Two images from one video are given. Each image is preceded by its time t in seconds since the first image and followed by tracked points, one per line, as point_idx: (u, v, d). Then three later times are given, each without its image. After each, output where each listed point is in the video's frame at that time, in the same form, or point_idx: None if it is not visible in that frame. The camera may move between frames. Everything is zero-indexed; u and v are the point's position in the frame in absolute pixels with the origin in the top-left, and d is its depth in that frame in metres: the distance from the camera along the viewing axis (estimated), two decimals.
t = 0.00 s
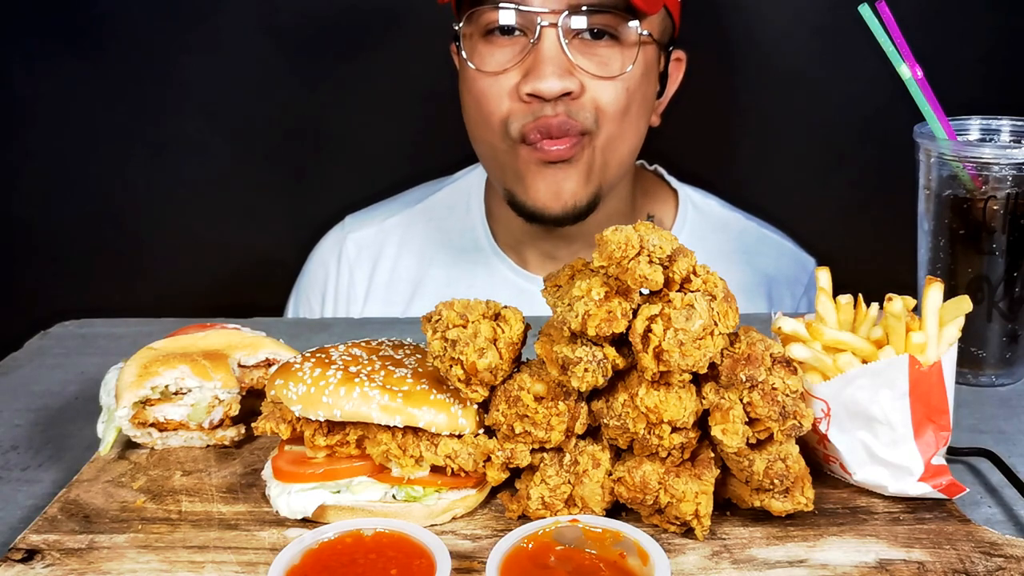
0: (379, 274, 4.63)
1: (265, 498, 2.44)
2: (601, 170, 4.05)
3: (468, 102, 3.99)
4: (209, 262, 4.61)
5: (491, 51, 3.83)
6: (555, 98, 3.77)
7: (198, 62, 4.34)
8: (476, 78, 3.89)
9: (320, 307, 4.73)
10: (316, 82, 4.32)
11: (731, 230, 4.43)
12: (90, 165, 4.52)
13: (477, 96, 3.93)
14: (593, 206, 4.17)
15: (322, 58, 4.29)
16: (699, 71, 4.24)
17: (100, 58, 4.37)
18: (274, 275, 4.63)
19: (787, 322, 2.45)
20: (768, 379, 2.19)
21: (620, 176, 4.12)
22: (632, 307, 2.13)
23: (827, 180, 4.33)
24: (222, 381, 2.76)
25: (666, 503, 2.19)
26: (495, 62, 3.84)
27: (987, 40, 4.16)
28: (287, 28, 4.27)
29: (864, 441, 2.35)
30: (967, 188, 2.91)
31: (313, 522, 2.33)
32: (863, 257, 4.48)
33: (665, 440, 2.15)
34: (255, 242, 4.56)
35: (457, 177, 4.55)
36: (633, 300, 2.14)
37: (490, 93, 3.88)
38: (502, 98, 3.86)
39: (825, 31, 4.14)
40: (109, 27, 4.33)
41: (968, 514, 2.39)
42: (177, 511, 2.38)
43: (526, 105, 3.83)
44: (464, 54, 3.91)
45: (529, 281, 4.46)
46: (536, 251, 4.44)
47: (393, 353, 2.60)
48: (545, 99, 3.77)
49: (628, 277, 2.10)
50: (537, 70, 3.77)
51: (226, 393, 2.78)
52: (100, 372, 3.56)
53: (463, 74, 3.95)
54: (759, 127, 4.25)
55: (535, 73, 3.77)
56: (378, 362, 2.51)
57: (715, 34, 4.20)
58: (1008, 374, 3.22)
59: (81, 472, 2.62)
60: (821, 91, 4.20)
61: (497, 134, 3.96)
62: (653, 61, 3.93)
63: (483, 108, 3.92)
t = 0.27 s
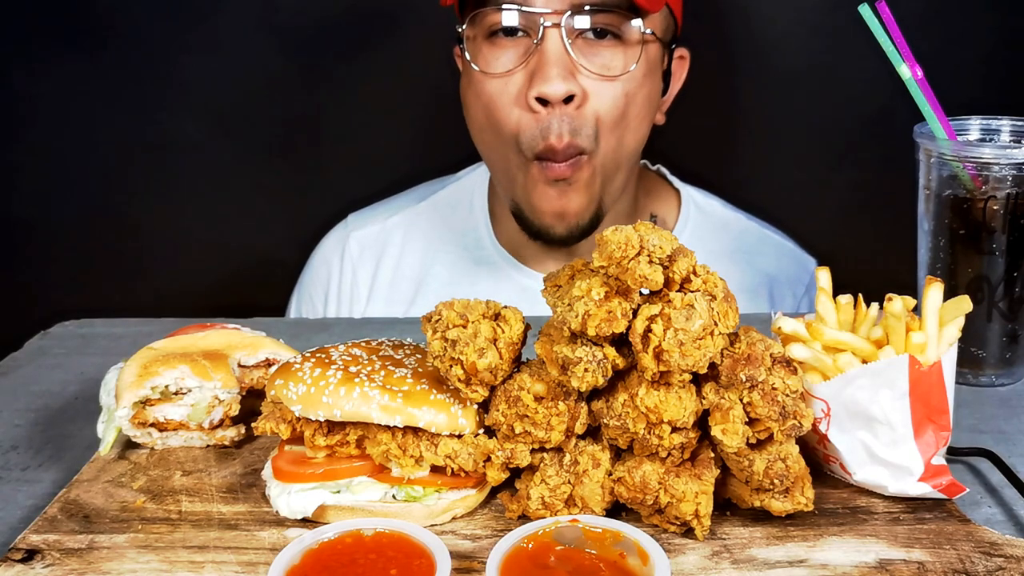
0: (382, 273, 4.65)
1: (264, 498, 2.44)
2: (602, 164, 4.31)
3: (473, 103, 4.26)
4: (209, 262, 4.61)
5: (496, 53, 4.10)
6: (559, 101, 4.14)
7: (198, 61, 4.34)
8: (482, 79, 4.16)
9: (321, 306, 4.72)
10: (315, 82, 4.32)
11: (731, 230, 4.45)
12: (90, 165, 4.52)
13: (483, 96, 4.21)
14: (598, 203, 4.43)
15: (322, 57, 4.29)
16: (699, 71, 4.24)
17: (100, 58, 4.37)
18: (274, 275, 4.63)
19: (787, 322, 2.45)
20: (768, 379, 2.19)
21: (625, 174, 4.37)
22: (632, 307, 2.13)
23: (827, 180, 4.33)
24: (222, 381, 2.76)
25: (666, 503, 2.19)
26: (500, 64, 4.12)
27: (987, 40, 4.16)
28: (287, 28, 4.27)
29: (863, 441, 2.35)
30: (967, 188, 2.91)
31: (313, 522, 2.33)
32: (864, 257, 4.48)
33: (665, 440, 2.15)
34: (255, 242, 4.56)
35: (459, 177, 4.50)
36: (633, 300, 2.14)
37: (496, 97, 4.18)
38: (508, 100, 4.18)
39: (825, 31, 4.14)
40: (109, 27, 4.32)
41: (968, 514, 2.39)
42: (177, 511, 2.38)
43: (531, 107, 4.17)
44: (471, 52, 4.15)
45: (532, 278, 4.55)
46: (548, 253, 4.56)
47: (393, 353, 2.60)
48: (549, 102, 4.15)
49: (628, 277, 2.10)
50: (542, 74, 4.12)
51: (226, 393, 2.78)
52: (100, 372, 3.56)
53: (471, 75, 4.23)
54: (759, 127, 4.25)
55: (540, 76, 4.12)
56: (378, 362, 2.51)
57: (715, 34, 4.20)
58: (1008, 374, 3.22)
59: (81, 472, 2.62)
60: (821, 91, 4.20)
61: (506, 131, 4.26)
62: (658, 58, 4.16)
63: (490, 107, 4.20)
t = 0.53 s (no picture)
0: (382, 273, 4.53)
1: (265, 498, 2.44)
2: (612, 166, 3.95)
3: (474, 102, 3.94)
4: (209, 262, 4.61)
5: (498, 52, 3.76)
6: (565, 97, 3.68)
7: (197, 62, 4.34)
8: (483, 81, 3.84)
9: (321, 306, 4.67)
10: (315, 82, 4.32)
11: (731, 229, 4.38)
12: (91, 166, 4.52)
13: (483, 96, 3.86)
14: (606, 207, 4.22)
15: (322, 57, 4.29)
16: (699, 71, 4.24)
17: (100, 58, 4.37)
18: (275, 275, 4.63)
19: (787, 322, 2.45)
20: (768, 379, 2.19)
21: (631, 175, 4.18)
22: (632, 307, 2.14)
23: (827, 181, 4.33)
24: (222, 381, 2.76)
25: (666, 503, 2.19)
26: (503, 61, 3.76)
27: (986, 40, 4.16)
28: (287, 28, 4.27)
29: (864, 441, 2.34)
30: (967, 188, 2.91)
31: (313, 522, 2.32)
32: (863, 257, 4.48)
33: (665, 440, 2.15)
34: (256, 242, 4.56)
35: (460, 176, 4.50)
36: (633, 300, 2.14)
37: (497, 95, 3.81)
38: (510, 98, 3.79)
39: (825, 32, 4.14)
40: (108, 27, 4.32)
41: (967, 514, 2.39)
42: (177, 511, 2.38)
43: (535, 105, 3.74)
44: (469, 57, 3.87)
45: (534, 278, 4.35)
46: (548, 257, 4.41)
47: (393, 354, 2.60)
48: (555, 99, 3.69)
49: (628, 277, 2.10)
50: (545, 69, 3.69)
51: (226, 393, 2.78)
52: (100, 372, 3.56)
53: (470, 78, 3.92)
54: (759, 127, 4.25)
55: (544, 71, 3.69)
56: (378, 362, 2.51)
57: (715, 34, 4.20)
58: (1008, 374, 3.22)
59: (81, 472, 2.62)
60: (821, 91, 4.20)
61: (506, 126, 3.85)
62: (660, 57, 3.91)
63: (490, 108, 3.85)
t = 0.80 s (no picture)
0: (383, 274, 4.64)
1: (264, 498, 2.44)
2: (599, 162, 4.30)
3: (471, 98, 4.23)
4: (209, 262, 4.61)
5: (494, 52, 4.08)
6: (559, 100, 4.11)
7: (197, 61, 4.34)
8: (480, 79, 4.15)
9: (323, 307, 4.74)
10: (315, 82, 4.32)
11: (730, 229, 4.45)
12: (90, 165, 4.52)
13: (481, 95, 4.19)
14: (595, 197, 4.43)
15: (322, 57, 4.30)
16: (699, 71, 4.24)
17: (100, 58, 4.37)
18: (274, 275, 4.63)
19: (787, 322, 2.45)
20: (768, 379, 2.19)
21: (623, 168, 4.35)
22: (632, 307, 2.13)
23: (827, 180, 4.33)
24: (222, 381, 2.76)
25: (666, 503, 2.19)
26: (499, 62, 4.10)
27: (986, 40, 4.16)
28: (287, 28, 4.27)
29: (863, 441, 2.35)
30: (967, 188, 2.91)
31: (313, 522, 2.32)
32: (864, 257, 4.48)
33: (665, 440, 2.15)
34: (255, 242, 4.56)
35: (457, 177, 4.53)
36: (633, 300, 2.14)
37: (494, 95, 4.16)
38: (507, 98, 4.16)
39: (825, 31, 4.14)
40: (108, 26, 4.32)
41: (968, 514, 2.39)
42: (177, 511, 2.38)
43: (530, 108, 4.16)
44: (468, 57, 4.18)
45: (532, 278, 4.58)
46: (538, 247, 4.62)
47: (393, 353, 2.60)
48: (549, 103, 4.12)
49: (628, 277, 2.10)
50: (540, 73, 4.09)
51: (226, 393, 2.78)
52: (100, 372, 3.56)
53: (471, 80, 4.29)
54: (759, 127, 4.25)
55: (539, 75, 4.09)
56: (378, 362, 2.51)
57: (715, 34, 4.20)
58: (1008, 374, 3.22)
59: (81, 472, 2.62)
60: (821, 91, 4.20)
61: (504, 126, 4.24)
62: (654, 57, 4.15)
63: (489, 105, 4.18)
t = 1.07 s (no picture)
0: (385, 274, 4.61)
1: (264, 498, 2.44)
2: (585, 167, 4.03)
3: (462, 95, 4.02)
4: (209, 262, 4.61)
5: (482, 48, 3.85)
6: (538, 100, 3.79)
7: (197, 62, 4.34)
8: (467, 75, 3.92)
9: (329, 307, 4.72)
10: (315, 82, 4.32)
11: (734, 228, 4.44)
12: (90, 165, 4.52)
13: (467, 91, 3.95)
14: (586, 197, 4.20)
15: (322, 58, 4.30)
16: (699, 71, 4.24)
17: (100, 58, 4.37)
18: (274, 275, 4.63)
19: (787, 322, 2.45)
20: (768, 379, 2.19)
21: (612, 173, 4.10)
22: (632, 307, 2.14)
23: (827, 181, 4.33)
24: (222, 381, 2.76)
25: (666, 503, 2.19)
26: (486, 59, 3.84)
27: (986, 40, 4.16)
28: (287, 28, 4.27)
29: (863, 441, 2.35)
30: (967, 188, 2.91)
31: (313, 522, 2.32)
32: (864, 257, 4.48)
33: (665, 440, 2.15)
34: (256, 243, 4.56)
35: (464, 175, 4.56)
36: (633, 300, 2.14)
37: (478, 92, 3.90)
38: (489, 97, 3.88)
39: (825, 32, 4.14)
40: (108, 27, 4.33)
41: (968, 514, 2.39)
42: (177, 511, 2.38)
43: (511, 107, 3.85)
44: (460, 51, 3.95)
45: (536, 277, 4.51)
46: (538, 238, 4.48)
47: (393, 353, 2.60)
48: (529, 102, 3.80)
49: (628, 277, 2.10)
50: (522, 70, 3.77)
51: (226, 393, 2.78)
52: (100, 372, 3.56)
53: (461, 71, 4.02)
54: (759, 127, 4.24)
55: (520, 73, 3.78)
56: (378, 362, 2.51)
57: (715, 34, 4.20)
58: (1008, 374, 3.22)
59: (81, 472, 2.62)
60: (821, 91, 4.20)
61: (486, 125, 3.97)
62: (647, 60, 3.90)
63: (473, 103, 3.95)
